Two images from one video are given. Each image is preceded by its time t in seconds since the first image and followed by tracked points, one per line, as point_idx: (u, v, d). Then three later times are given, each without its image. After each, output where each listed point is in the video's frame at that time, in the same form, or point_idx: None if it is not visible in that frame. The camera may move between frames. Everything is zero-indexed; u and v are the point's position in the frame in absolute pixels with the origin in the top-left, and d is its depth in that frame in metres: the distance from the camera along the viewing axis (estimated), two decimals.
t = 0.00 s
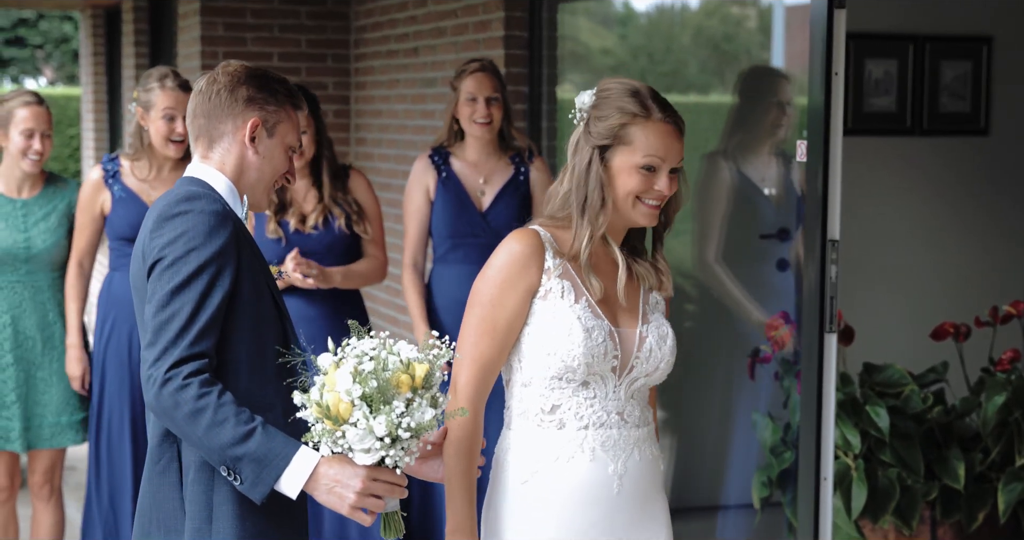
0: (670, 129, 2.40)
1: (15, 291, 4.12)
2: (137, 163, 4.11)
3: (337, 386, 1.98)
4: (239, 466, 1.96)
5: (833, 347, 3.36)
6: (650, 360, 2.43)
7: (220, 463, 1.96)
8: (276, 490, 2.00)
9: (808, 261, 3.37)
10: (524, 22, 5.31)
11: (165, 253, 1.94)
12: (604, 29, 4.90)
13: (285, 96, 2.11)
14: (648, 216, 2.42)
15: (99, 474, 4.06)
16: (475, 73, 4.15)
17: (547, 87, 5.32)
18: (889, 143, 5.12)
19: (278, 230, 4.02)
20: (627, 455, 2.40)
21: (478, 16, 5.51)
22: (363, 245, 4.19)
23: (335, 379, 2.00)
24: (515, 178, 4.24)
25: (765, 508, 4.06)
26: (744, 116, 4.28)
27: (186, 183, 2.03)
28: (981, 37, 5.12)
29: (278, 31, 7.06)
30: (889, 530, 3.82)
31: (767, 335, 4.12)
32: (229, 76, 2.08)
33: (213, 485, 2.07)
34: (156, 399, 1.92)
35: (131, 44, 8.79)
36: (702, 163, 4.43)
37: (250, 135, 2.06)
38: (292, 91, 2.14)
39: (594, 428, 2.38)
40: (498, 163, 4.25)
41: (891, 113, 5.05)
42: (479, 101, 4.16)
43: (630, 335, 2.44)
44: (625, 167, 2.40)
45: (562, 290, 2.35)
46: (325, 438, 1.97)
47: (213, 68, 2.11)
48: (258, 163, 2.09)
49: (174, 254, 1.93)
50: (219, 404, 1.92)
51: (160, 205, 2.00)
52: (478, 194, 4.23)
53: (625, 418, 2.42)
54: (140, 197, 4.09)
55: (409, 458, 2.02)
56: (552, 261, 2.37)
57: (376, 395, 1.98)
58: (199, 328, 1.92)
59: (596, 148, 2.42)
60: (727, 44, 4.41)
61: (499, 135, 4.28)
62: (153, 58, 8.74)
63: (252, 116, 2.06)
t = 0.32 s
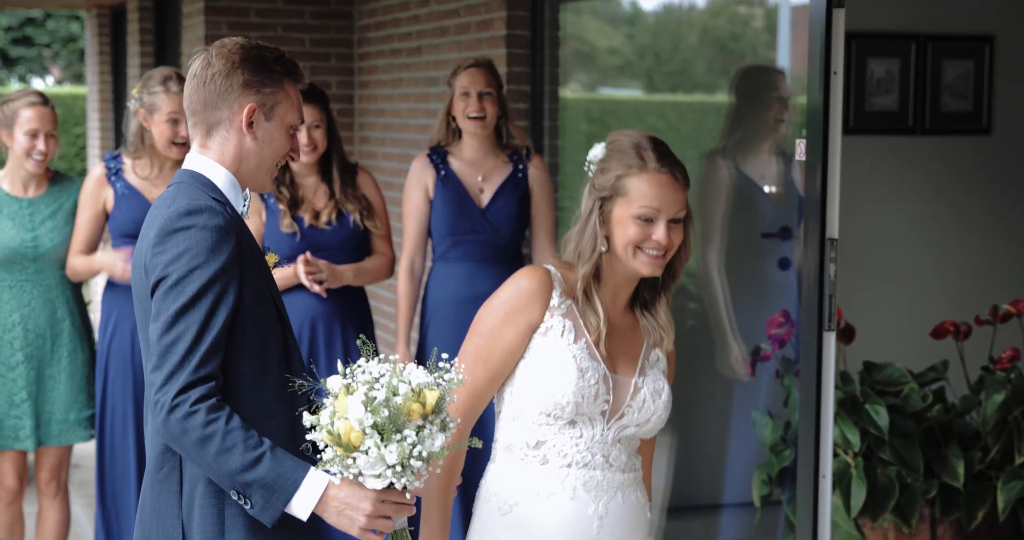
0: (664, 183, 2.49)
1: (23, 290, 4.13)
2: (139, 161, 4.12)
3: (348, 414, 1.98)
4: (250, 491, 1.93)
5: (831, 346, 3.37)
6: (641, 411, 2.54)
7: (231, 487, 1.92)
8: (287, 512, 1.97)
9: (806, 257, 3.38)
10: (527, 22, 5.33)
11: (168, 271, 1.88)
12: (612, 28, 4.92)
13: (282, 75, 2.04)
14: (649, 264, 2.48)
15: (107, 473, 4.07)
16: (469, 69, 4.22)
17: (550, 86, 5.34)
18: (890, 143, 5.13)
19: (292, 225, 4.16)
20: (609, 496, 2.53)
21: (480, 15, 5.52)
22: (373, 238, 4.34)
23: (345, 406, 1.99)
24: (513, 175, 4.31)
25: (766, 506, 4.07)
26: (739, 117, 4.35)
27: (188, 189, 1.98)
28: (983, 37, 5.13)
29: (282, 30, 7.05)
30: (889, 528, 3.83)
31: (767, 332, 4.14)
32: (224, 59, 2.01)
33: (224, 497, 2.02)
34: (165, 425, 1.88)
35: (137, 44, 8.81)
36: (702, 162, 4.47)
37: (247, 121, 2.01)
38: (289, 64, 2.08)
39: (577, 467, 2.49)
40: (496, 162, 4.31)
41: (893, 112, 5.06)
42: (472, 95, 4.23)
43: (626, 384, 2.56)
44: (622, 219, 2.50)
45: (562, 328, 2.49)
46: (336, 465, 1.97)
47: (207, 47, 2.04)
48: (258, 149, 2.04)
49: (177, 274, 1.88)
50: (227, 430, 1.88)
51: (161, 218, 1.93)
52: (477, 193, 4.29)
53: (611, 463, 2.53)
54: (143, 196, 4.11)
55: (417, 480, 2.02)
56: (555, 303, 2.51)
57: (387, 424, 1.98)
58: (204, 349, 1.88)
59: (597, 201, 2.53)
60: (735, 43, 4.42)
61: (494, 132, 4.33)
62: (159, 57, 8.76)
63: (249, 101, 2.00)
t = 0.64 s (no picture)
0: (677, 225, 2.55)
1: (28, 290, 4.11)
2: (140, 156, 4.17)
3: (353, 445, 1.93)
4: (254, 514, 1.89)
5: (830, 342, 3.38)
6: (636, 443, 2.58)
7: (234, 511, 1.89)
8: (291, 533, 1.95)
9: (806, 258, 3.39)
10: (529, 21, 5.34)
11: (173, 288, 1.83)
12: (618, 27, 4.95)
13: (283, 69, 1.98)
14: (655, 303, 2.53)
15: (110, 470, 4.07)
16: (467, 69, 4.27)
17: (551, 85, 5.36)
18: (893, 141, 5.14)
19: (301, 221, 4.18)
20: (597, 519, 2.54)
21: (482, 14, 5.54)
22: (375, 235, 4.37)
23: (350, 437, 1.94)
24: (512, 174, 4.34)
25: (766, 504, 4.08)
26: (739, 117, 4.38)
27: (188, 198, 1.92)
28: (985, 35, 5.13)
29: (285, 29, 7.06)
30: (889, 526, 3.85)
31: (767, 330, 4.15)
32: (223, 54, 1.95)
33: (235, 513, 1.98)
34: (167, 449, 1.83)
35: (140, 45, 8.82)
36: (701, 162, 4.54)
37: (245, 118, 1.95)
38: (291, 56, 2.02)
39: (566, 487, 2.53)
40: (496, 160, 4.34)
41: (895, 111, 5.08)
42: (470, 95, 4.28)
43: (623, 415, 2.61)
44: (633, 257, 2.56)
45: (564, 351, 2.56)
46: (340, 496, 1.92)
47: (208, 39, 1.98)
48: (257, 146, 1.98)
49: (181, 293, 1.82)
50: (230, 455, 1.84)
51: (163, 230, 1.87)
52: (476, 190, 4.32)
53: (600, 487, 2.56)
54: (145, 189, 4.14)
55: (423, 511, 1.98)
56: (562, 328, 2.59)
57: (392, 458, 1.92)
58: (209, 371, 1.83)
59: (614, 240, 2.61)
60: (741, 43, 4.46)
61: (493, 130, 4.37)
62: (163, 57, 8.78)
63: (248, 97, 1.94)
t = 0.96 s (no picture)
0: (686, 231, 2.49)
1: (32, 286, 4.12)
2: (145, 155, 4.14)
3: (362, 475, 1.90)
4: None
5: (829, 341, 3.38)
6: (634, 442, 2.57)
7: None
8: None
9: (805, 256, 3.40)
10: (530, 20, 5.35)
11: (166, 314, 1.80)
12: (623, 27, 4.94)
13: (290, 81, 1.93)
14: (656, 308, 2.49)
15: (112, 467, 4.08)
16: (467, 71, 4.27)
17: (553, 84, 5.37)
18: (894, 141, 5.15)
19: (306, 222, 4.19)
20: (592, 515, 2.51)
21: (484, 13, 5.55)
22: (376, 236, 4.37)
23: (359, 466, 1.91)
24: (513, 173, 4.35)
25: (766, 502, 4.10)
26: (738, 115, 4.39)
27: (185, 217, 1.89)
28: (986, 34, 5.13)
29: (288, 29, 7.08)
30: (888, 524, 3.86)
31: (767, 328, 4.15)
32: (229, 64, 1.91)
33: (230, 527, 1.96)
34: (160, 483, 1.80)
35: (145, 42, 8.82)
36: (701, 162, 4.56)
37: (244, 129, 1.91)
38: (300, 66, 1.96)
39: (564, 482, 2.52)
40: (497, 159, 4.35)
41: (897, 110, 5.08)
42: (470, 97, 4.28)
43: (624, 415, 2.60)
44: (639, 259, 2.52)
45: (568, 349, 2.56)
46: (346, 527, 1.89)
47: (216, 46, 1.94)
48: (258, 158, 1.94)
49: (175, 321, 1.79)
50: (225, 490, 1.80)
51: (158, 253, 1.84)
52: (476, 188, 4.34)
53: (597, 485, 2.54)
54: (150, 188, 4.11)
55: None
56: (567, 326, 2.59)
57: (400, 491, 1.89)
58: (203, 402, 1.80)
59: (624, 241, 2.56)
60: (748, 43, 4.40)
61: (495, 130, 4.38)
62: (167, 55, 8.79)
63: (247, 108, 1.90)
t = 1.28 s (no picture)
0: (681, 204, 2.48)
1: (32, 285, 4.12)
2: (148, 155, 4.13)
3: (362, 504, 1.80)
4: None
5: (826, 338, 3.38)
6: (634, 411, 2.59)
7: None
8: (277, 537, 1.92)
9: (801, 253, 3.40)
10: (530, 18, 5.42)
11: (152, 334, 1.68)
12: (630, 27, 4.85)
13: (315, 94, 1.82)
14: (647, 280, 2.49)
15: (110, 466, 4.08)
16: (468, 72, 4.28)
17: (552, 84, 5.39)
18: (896, 140, 5.15)
19: (306, 223, 4.20)
20: (594, 488, 2.55)
21: (484, 13, 5.59)
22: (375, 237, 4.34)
23: (359, 495, 1.82)
24: (514, 172, 4.35)
25: (766, 501, 4.14)
26: (738, 113, 4.35)
27: (185, 230, 1.77)
28: (987, 33, 5.13)
29: (290, 28, 7.12)
30: (887, 523, 3.90)
31: (767, 327, 4.12)
32: (254, 71, 1.81)
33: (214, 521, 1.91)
34: (136, 511, 1.70)
35: (147, 43, 8.85)
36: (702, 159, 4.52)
37: (262, 143, 1.81)
38: (330, 79, 1.86)
39: (564, 457, 2.55)
40: (498, 158, 4.36)
41: (897, 109, 5.09)
42: (471, 98, 4.29)
43: (622, 384, 2.61)
44: (632, 230, 2.51)
45: (564, 321, 2.55)
46: None
47: (246, 49, 1.84)
48: (275, 171, 1.84)
49: (163, 343, 1.68)
50: (204, 522, 1.69)
51: (151, 268, 1.72)
52: (476, 187, 4.34)
53: (598, 457, 2.57)
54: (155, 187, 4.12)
55: None
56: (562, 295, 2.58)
57: (399, 527, 1.79)
58: (188, 431, 1.69)
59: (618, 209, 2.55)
60: (753, 43, 4.26)
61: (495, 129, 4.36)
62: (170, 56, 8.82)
63: (268, 122, 1.80)
